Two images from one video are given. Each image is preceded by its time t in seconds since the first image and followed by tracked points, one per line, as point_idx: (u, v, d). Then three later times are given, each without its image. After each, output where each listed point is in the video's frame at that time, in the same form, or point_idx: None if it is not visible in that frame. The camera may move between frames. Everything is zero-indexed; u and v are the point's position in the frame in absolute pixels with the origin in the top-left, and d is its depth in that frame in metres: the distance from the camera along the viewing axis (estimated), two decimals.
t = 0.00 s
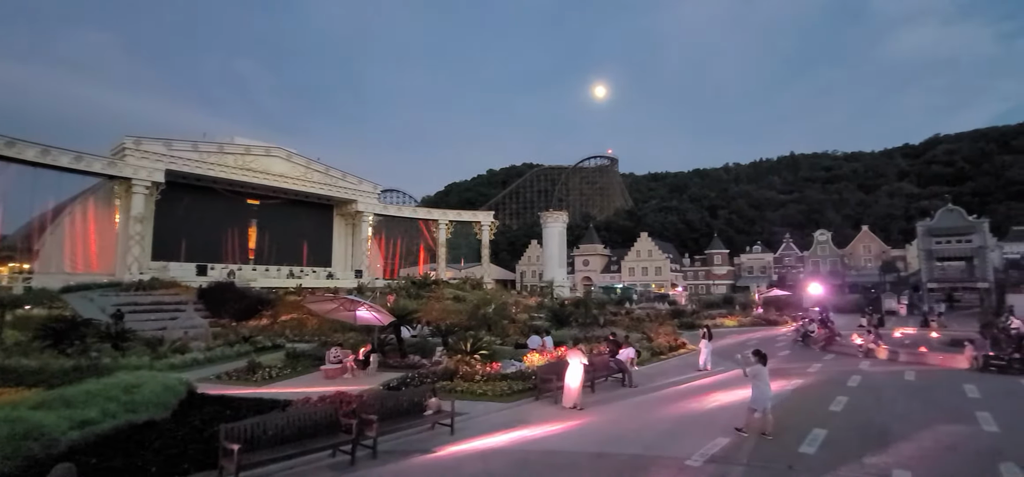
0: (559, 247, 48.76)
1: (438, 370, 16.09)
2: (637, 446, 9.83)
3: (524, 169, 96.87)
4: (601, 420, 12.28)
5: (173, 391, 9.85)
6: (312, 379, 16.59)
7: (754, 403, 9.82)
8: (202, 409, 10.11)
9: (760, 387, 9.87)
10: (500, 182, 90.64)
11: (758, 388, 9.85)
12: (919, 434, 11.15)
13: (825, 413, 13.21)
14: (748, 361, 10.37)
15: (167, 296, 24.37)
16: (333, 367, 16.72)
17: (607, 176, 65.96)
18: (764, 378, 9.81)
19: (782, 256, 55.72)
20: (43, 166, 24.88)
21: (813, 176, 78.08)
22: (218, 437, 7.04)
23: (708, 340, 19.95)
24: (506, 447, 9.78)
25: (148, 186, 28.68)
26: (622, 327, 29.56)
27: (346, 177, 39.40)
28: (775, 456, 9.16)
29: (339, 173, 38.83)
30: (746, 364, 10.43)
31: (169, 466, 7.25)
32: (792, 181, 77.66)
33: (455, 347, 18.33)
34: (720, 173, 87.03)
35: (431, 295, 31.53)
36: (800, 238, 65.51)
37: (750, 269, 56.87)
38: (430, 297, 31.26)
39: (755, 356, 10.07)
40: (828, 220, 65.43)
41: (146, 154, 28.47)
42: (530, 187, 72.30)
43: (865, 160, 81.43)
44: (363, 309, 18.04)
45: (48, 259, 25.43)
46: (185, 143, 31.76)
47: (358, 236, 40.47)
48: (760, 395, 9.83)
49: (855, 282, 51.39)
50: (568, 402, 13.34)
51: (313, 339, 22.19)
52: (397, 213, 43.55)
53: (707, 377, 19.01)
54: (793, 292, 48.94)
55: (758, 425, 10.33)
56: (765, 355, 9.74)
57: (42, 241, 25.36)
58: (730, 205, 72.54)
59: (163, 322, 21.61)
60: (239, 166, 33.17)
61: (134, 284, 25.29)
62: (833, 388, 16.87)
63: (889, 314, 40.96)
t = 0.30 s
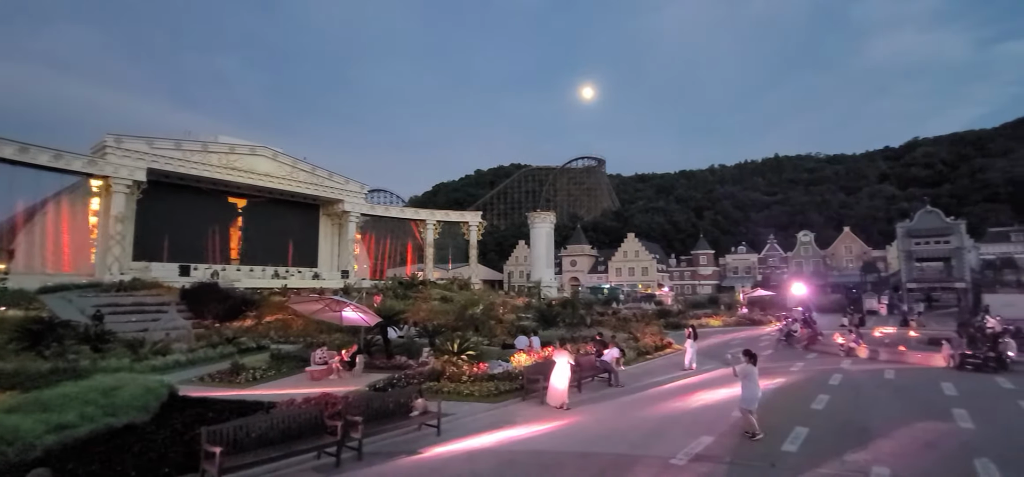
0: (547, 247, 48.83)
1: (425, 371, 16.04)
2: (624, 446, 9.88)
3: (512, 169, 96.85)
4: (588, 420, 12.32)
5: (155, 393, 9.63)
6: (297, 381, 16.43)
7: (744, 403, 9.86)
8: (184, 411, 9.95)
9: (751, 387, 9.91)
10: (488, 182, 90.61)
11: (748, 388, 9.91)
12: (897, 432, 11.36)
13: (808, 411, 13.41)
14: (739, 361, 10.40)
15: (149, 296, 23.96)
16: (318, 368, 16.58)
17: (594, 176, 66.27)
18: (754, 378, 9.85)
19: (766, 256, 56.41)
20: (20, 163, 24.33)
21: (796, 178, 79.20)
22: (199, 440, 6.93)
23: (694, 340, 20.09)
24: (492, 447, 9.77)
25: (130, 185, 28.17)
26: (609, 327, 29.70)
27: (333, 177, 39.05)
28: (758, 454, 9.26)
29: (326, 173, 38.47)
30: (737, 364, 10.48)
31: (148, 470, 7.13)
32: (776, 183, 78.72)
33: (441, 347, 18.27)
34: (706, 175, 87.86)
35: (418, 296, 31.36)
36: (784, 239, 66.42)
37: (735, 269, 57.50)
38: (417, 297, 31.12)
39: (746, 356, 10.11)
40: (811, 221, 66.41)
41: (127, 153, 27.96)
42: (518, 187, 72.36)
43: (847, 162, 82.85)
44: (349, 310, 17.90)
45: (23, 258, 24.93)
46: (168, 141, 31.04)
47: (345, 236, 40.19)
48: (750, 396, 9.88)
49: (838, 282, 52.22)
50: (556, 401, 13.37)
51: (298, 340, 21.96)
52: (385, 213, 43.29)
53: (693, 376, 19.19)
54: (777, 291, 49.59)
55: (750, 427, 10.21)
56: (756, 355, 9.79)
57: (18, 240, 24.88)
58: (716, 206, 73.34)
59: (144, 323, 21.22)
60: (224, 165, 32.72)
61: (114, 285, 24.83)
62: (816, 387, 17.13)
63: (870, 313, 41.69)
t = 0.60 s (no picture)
0: (534, 247, 48.90)
1: (411, 372, 15.98)
2: (610, 445, 9.91)
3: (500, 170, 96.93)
4: (574, 419, 12.37)
5: (136, 395, 9.46)
6: (280, 382, 16.27)
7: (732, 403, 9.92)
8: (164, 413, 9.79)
9: (738, 386, 9.98)
10: (476, 182, 90.55)
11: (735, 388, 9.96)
12: (876, 429, 11.58)
13: (789, 410, 13.62)
14: (727, 359, 10.46)
15: (129, 296, 23.48)
16: (303, 369, 16.41)
17: (582, 177, 66.59)
18: (741, 378, 9.90)
19: (751, 257, 57.14)
20: None
21: (780, 180, 80.38)
22: (180, 443, 6.81)
23: (679, 340, 20.26)
24: (478, 448, 9.76)
25: (110, 184, 27.58)
26: (596, 327, 29.86)
27: (319, 176, 38.69)
28: (740, 453, 9.37)
29: (312, 172, 38.07)
30: (726, 364, 10.53)
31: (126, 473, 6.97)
32: (761, 185, 79.81)
33: (427, 348, 18.20)
34: (692, 176, 88.72)
35: (405, 296, 31.18)
36: (768, 240, 67.36)
37: (720, 270, 58.15)
38: (404, 297, 30.96)
39: (734, 355, 10.17)
40: (794, 222, 67.42)
41: (107, 150, 27.41)
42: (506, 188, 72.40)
43: (830, 164, 84.27)
44: (334, 310, 17.74)
45: None
46: (149, 139, 30.15)
47: (331, 236, 39.89)
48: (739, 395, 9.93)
49: (820, 282, 53.09)
50: (543, 401, 13.41)
51: (282, 341, 21.73)
52: (372, 213, 43.03)
53: (678, 375, 19.37)
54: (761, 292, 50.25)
55: (737, 426, 10.23)
56: (743, 355, 9.86)
57: None
58: (701, 207, 74.16)
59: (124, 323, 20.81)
60: (208, 163, 32.22)
61: (93, 285, 24.30)
62: (799, 385, 17.36)
63: (851, 313, 42.43)
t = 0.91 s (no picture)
0: (519, 247, 48.94)
1: (395, 372, 15.88)
2: (593, 444, 9.96)
3: (486, 169, 96.84)
4: (559, 419, 12.40)
5: (111, 398, 9.17)
6: (261, 383, 16.01)
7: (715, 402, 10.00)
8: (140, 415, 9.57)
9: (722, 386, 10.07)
10: (461, 182, 90.30)
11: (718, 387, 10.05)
12: (852, 425, 11.83)
13: (769, 408, 13.82)
14: (711, 359, 10.54)
15: (105, 297, 22.93)
16: (284, 370, 16.16)
17: (567, 177, 66.87)
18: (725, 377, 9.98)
19: (733, 257, 57.92)
20: None
21: (762, 181, 81.57)
22: (157, 446, 6.66)
23: (662, 339, 20.42)
24: (462, 449, 9.72)
25: (85, 181, 26.91)
26: (580, 326, 30.01)
27: (302, 175, 38.24)
28: (722, 450, 9.48)
29: (295, 171, 37.62)
30: (709, 363, 10.61)
31: None
32: (743, 186, 80.89)
33: (411, 348, 18.10)
34: (676, 177, 89.55)
35: (389, 296, 30.93)
36: (750, 240, 68.37)
37: (703, 270, 58.82)
38: (388, 297, 30.74)
39: (717, 355, 10.25)
40: (775, 223, 68.56)
41: (82, 146, 26.82)
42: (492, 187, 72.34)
43: (810, 166, 85.74)
44: (317, 310, 17.53)
45: None
46: (127, 136, 29.88)
47: (315, 235, 39.47)
48: (721, 395, 10.02)
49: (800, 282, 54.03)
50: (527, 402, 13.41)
51: (264, 341, 21.42)
52: (356, 212, 42.66)
53: (662, 374, 19.54)
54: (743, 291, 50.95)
55: (719, 425, 10.33)
56: (727, 354, 9.95)
57: None
58: (685, 208, 75.01)
59: (99, 324, 20.30)
60: (187, 160, 31.64)
61: (67, 285, 23.67)
62: (778, 383, 17.66)
63: (830, 312, 43.26)
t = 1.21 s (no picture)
0: (496, 247, 48.90)
1: (369, 373, 15.68)
2: (566, 443, 10.04)
3: (463, 169, 96.59)
4: (533, 418, 12.45)
5: (72, 400, 8.61)
6: (230, 385, 15.56)
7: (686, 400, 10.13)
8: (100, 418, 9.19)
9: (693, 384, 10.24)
10: (438, 181, 89.70)
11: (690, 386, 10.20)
12: (817, 422, 12.19)
13: (738, 405, 14.13)
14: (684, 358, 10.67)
15: (64, 296, 22.00)
16: (254, 371, 15.67)
17: (544, 177, 67.25)
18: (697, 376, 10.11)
19: (706, 258, 59.08)
20: None
21: (733, 184, 83.38)
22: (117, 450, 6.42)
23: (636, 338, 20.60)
24: (435, 449, 9.64)
25: (44, 175, 25.71)
26: (555, 326, 30.18)
27: (275, 171, 37.61)
28: (692, 447, 9.65)
29: (268, 168, 36.93)
30: (682, 362, 10.74)
31: None
32: (716, 188, 82.52)
33: (386, 348, 17.91)
34: (650, 178, 90.73)
35: (363, 295, 30.41)
36: (721, 241, 69.85)
37: (676, 270, 59.82)
38: (363, 296, 30.31)
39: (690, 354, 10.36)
40: (746, 224, 70.24)
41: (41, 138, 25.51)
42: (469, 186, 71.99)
43: (780, 169, 88.07)
44: (288, 310, 17.16)
45: None
46: (89, 129, 29.02)
47: (288, 233, 38.77)
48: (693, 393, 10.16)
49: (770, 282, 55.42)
50: (501, 402, 13.42)
51: (233, 342, 20.86)
52: (330, 211, 42.01)
53: (635, 373, 19.80)
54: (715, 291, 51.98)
55: (690, 422, 10.51)
56: (699, 353, 10.10)
57: None
58: (659, 209, 76.22)
59: (57, 324, 19.44)
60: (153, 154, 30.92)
61: (22, 284, 22.61)
62: (747, 382, 18.08)
63: (797, 311, 44.49)
